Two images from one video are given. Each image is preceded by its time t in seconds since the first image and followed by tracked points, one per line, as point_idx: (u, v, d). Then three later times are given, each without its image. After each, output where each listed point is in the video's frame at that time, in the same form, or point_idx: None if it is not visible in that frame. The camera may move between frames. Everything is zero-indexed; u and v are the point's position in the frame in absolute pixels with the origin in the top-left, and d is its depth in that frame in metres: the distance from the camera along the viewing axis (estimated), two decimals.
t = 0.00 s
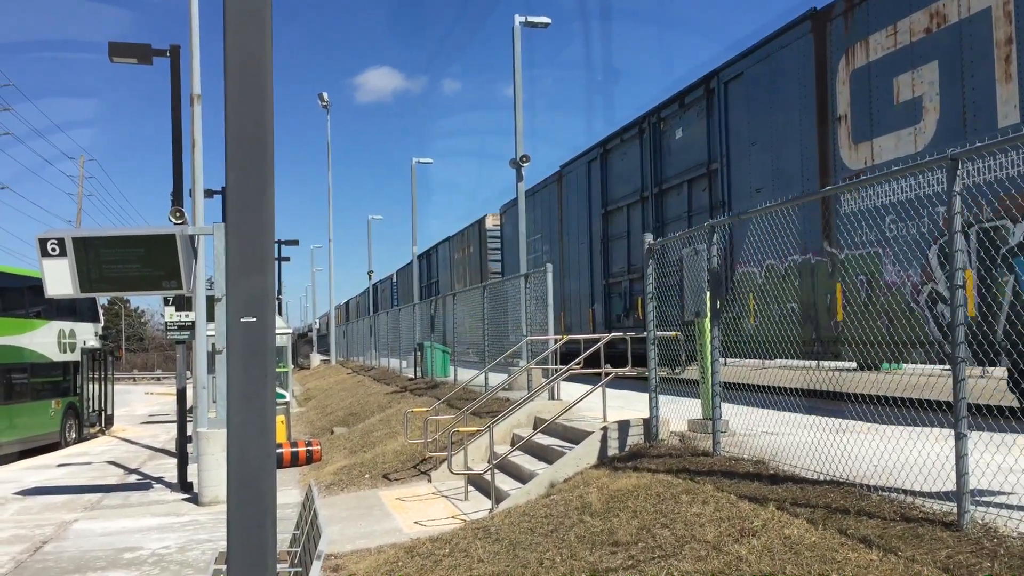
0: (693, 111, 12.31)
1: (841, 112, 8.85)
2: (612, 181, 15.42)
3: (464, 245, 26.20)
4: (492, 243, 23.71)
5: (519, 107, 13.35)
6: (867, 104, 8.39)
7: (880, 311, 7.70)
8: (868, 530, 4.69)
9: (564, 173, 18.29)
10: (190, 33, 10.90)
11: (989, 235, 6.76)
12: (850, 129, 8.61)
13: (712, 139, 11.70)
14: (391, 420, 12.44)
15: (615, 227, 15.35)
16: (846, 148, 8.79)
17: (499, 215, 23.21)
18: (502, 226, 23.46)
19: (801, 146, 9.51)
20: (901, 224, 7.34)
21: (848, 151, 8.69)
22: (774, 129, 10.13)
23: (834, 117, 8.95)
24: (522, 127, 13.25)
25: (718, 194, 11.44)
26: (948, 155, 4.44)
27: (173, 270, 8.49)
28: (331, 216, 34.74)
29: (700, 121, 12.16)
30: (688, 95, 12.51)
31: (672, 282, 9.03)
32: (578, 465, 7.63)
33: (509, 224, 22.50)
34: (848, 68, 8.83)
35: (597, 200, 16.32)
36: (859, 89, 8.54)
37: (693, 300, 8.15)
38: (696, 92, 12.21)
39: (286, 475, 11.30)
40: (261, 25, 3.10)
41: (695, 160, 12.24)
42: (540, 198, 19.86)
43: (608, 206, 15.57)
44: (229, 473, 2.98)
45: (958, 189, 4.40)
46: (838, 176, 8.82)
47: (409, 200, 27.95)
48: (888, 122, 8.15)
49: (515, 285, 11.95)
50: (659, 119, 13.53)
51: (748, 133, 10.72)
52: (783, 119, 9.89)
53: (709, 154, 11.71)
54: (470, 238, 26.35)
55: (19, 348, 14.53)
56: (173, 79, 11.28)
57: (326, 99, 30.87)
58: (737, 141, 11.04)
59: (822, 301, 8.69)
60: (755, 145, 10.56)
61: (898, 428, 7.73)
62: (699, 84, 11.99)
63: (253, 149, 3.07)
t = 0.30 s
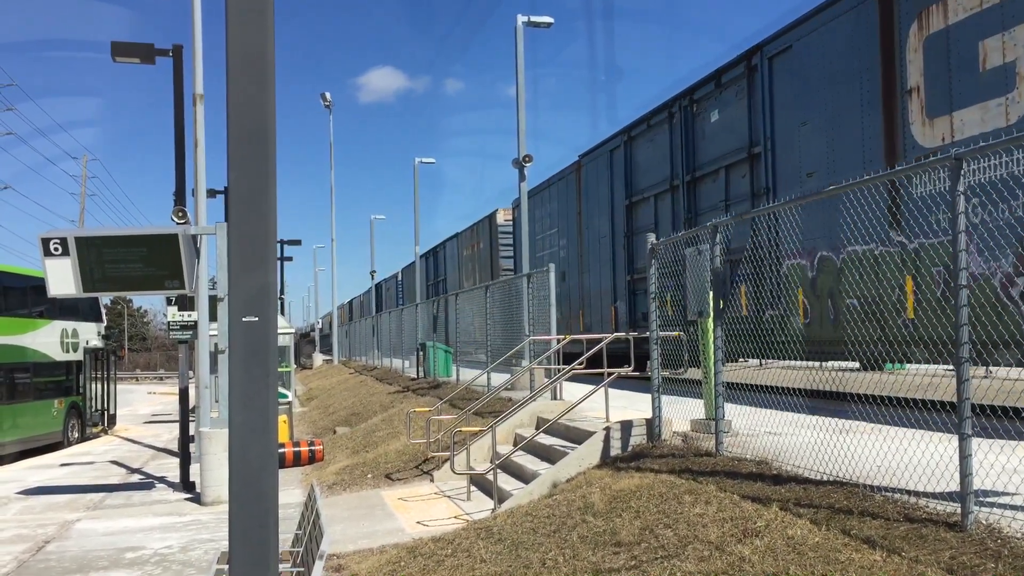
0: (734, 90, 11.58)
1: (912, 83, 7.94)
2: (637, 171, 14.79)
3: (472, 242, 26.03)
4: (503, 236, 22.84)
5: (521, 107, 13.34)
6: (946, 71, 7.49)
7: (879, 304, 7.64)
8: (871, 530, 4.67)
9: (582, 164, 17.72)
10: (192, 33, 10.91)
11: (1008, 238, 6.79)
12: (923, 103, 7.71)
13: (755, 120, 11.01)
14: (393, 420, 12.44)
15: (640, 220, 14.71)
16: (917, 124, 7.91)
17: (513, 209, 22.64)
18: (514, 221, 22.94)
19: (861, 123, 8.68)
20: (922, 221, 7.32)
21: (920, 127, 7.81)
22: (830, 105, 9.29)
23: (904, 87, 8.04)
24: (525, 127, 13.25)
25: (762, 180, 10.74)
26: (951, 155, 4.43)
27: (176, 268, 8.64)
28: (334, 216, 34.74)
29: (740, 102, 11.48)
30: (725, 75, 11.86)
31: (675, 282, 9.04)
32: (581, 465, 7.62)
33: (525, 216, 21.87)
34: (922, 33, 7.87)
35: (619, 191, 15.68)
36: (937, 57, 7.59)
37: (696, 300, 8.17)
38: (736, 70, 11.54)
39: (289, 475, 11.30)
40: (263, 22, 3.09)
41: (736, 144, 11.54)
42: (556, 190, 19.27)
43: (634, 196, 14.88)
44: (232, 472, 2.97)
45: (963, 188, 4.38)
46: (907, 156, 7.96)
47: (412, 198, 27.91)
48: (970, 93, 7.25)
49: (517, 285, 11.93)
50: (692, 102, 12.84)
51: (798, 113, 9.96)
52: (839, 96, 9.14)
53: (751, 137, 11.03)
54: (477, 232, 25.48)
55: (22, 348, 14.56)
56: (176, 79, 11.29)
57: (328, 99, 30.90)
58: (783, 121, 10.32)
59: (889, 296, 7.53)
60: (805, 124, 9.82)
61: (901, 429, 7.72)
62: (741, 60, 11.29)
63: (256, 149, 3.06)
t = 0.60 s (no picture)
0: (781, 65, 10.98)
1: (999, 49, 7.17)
2: (668, 157, 14.29)
3: (479, 239, 25.89)
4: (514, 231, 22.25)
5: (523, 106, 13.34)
6: None
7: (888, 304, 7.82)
8: (873, 531, 4.66)
9: (604, 153, 17.23)
10: (194, 32, 10.91)
11: (995, 237, 6.86)
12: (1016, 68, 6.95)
13: (803, 98, 10.47)
14: (394, 420, 12.44)
15: (669, 209, 14.24)
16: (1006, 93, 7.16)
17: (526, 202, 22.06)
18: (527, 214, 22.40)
19: (930, 95, 8.08)
20: (918, 223, 7.34)
21: (1009, 97, 7.08)
22: (892, 78, 8.69)
23: (985, 55, 7.40)
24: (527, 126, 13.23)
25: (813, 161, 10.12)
26: (954, 154, 4.40)
27: (177, 267, 8.69)
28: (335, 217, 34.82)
29: (785, 80, 10.94)
30: (769, 51, 11.34)
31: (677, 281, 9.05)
32: (582, 465, 7.61)
33: (540, 209, 21.29)
34: None
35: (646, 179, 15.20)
36: None
37: (699, 300, 8.15)
38: (782, 46, 10.96)
39: (290, 474, 11.30)
40: (266, 21, 3.09)
41: (782, 125, 10.96)
42: (575, 181, 18.76)
43: (665, 184, 14.31)
44: (233, 472, 2.96)
45: (966, 188, 4.36)
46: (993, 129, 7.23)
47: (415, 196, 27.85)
48: None
49: (519, 284, 11.92)
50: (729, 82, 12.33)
51: (852, 89, 9.40)
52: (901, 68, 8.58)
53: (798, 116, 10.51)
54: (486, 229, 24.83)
55: (24, 346, 14.57)
56: (178, 77, 11.28)
57: (330, 98, 30.96)
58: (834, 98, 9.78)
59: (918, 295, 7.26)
60: (860, 101, 9.28)
61: (902, 428, 7.72)
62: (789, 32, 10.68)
63: (259, 149, 3.05)
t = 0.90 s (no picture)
0: (834, 37, 9.73)
1: None
2: (702, 141, 13.03)
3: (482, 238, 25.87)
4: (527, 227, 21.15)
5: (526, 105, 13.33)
6: None
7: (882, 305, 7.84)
8: (875, 531, 4.67)
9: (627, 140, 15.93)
10: (197, 31, 10.92)
11: (998, 237, 6.86)
12: None
13: (863, 71, 9.22)
14: (396, 419, 12.45)
15: (702, 198, 13.01)
16: None
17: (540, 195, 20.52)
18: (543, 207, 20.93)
19: None
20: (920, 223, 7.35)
21: None
22: (984, 49, 7.55)
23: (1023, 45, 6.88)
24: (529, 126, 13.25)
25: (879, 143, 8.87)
26: (957, 154, 4.38)
27: (179, 267, 8.59)
28: (338, 216, 34.81)
29: (841, 52, 9.63)
30: (822, 20, 10.00)
31: (679, 280, 9.05)
32: (584, 464, 7.62)
33: (554, 201, 19.86)
34: None
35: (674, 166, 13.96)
36: None
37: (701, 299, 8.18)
38: (837, 14, 9.65)
39: (292, 473, 11.31)
40: (269, 19, 3.09)
41: (836, 104, 9.72)
42: (592, 171, 17.34)
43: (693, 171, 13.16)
44: (236, 471, 2.97)
45: (969, 188, 4.35)
46: None
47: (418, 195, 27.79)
48: None
49: (521, 283, 11.91)
50: (774, 57, 11.04)
51: (927, 59, 8.25)
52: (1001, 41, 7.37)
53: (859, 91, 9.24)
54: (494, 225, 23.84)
55: (26, 344, 14.58)
56: (181, 76, 11.30)
57: (333, 97, 30.90)
58: (904, 69, 8.58)
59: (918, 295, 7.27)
60: (938, 72, 8.10)
61: (903, 428, 7.73)
62: None
63: (262, 150, 3.06)
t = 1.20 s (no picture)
0: None
1: None
2: (741, 122, 11.73)
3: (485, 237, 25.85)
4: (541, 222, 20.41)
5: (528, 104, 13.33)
6: None
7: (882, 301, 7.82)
8: (877, 529, 4.67)
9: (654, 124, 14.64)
10: (200, 30, 10.94)
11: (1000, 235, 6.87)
12: None
13: (937, 34, 7.89)
14: (399, 417, 12.47)
15: (740, 185, 11.76)
16: None
17: (557, 187, 19.56)
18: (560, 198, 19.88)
19: None
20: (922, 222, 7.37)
21: None
22: None
23: None
24: (531, 125, 13.25)
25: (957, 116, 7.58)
26: (959, 153, 4.37)
27: (183, 266, 8.65)
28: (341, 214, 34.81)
29: (908, 13, 8.28)
30: None
31: (682, 279, 9.09)
32: (586, 463, 7.63)
33: (575, 190, 18.64)
34: None
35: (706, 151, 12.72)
36: None
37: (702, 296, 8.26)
38: None
39: (294, 471, 11.34)
40: (272, 27, 3.10)
41: (901, 74, 8.38)
42: (613, 160, 16.23)
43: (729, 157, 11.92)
44: (238, 469, 2.98)
45: (970, 187, 4.35)
46: None
47: (421, 194, 27.71)
48: None
49: (523, 281, 11.91)
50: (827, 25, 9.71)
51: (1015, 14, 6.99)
52: None
53: (933, 58, 7.90)
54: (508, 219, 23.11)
55: (30, 343, 14.62)
56: (184, 75, 11.31)
57: (336, 96, 30.88)
58: (987, 30, 7.32)
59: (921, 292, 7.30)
60: (1022, 39, 6.93)
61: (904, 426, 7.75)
62: None
63: (264, 150, 3.07)
